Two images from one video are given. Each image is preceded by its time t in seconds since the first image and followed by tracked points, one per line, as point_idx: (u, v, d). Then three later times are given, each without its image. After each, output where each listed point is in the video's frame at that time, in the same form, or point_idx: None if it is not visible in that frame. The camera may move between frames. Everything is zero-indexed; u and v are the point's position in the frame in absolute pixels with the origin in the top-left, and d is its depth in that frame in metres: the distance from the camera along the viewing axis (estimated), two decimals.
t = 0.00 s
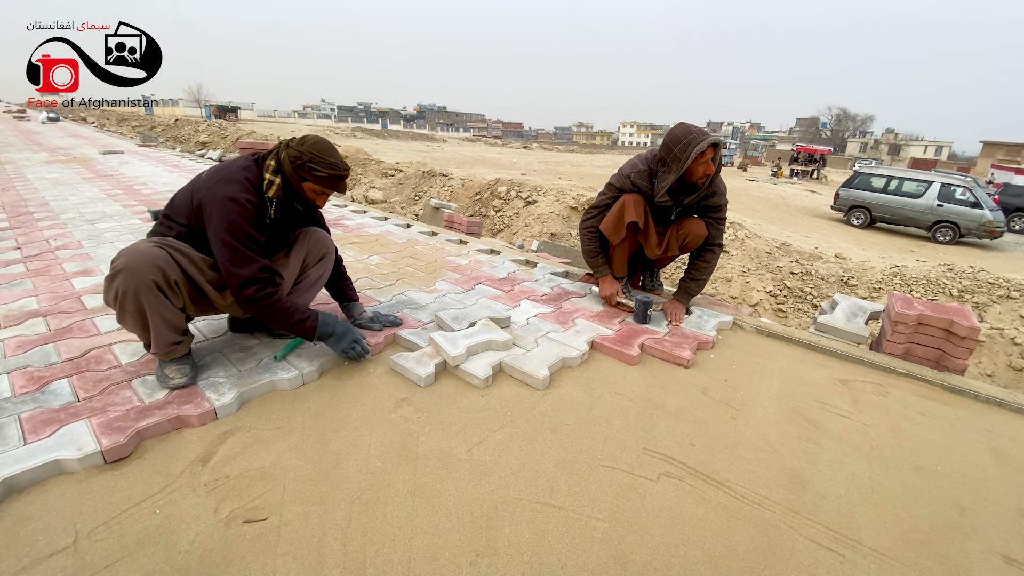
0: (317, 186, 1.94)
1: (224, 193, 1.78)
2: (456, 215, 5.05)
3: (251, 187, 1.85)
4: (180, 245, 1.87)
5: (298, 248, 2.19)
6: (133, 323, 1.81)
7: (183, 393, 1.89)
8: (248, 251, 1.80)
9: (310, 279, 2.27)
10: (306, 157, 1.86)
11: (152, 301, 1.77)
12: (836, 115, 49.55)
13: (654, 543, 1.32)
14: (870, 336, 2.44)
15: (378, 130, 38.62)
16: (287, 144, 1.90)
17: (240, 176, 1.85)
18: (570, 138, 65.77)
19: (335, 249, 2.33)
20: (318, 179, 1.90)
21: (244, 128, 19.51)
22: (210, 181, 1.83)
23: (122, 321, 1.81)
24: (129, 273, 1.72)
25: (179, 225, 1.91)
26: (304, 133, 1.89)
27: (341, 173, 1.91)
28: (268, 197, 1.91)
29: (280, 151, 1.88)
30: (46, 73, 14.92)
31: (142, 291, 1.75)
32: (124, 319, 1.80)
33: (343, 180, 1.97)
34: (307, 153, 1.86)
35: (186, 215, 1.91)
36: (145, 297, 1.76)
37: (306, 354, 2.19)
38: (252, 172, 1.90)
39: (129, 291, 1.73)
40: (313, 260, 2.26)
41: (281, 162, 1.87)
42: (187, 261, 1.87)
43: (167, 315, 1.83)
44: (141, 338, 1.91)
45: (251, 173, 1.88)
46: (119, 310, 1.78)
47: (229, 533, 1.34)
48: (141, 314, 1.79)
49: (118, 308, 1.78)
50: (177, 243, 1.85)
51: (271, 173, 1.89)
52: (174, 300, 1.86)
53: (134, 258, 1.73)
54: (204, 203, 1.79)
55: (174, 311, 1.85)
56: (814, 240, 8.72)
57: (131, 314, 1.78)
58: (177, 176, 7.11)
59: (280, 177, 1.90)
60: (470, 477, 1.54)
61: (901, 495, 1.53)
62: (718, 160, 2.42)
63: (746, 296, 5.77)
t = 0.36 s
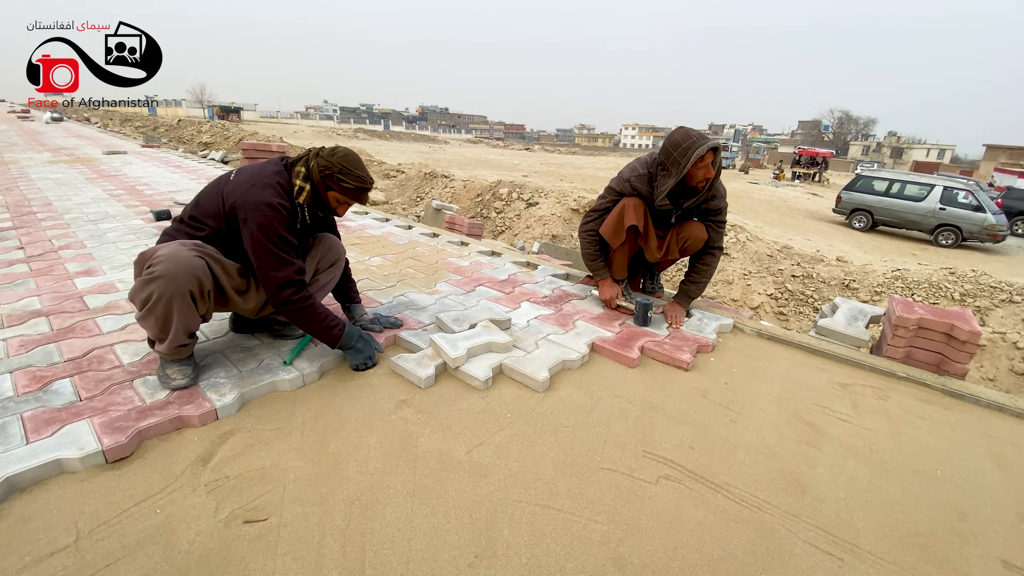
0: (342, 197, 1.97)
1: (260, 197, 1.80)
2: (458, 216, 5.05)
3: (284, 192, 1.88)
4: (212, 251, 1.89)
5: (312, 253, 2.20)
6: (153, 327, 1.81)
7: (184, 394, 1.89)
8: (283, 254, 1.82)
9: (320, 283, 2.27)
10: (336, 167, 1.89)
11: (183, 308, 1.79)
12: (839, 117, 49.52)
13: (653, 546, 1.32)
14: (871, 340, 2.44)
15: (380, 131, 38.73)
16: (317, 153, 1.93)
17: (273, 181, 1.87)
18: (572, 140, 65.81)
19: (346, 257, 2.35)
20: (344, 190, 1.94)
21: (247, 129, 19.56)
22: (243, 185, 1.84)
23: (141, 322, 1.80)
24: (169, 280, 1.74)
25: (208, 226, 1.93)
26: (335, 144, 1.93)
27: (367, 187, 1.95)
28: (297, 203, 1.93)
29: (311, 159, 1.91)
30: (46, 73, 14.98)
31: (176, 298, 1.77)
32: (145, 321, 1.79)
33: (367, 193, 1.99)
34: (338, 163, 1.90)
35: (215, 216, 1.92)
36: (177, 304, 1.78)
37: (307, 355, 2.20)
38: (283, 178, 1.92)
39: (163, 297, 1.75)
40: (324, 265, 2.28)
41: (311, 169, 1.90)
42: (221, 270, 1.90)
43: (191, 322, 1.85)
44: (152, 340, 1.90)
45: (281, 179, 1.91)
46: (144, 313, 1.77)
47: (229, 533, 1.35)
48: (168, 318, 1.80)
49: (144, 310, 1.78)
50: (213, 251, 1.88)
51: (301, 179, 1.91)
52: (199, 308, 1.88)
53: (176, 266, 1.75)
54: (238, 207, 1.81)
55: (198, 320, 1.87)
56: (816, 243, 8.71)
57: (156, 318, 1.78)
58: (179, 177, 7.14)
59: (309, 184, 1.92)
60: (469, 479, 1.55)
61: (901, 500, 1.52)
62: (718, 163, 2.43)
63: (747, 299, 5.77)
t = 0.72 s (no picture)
0: (344, 198, 1.96)
1: (261, 200, 1.80)
2: (461, 217, 5.05)
3: (285, 194, 1.88)
4: (213, 249, 1.89)
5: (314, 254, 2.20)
6: (154, 324, 1.81)
7: (188, 393, 1.90)
8: (284, 256, 1.82)
9: (321, 283, 2.27)
10: (338, 169, 1.89)
11: (182, 305, 1.80)
12: (842, 120, 49.43)
13: (657, 549, 1.32)
14: (875, 344, 2.43)
15: (382, 132, 38.80)
16: (319, 154, 1.93)
17: (275, 183, 1.87)
18: (574, 141, 65.85)
19: (349, 257, 2.35)
20: (346, 192, 1.93)
21: (250, 129, 19.60)
22: (245, 186, 1.85)
23: (143, 320, 1.81)
24: (167, 277, 1.74)
25: (210, 226, 1.93)
26: (337, 145, 1.92)
27: (369, 188, 1.94)
28: (299, 204, 1.93)
29: (313, 160, 1.90)
30: (45, 72, 15.05)
31: (175, 295, 1.77)
32: (146, 319, 1.80)
33: (369, 195, 1.99)
34: (340, 165, 1.89)
35: (217, 217, 1.93)
36: (177, 302, 1.78)
37: (311, 355, 2.20)
38: (284, 179, 1.92)
39: (163, 294, 1.75)
40: (325, 264, 2.27)
41: (313, 171, 1.90)
42: (221, 268, 1.90)
43: (192, 320, 1.85)
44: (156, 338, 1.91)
45: (284, 181, 1.91)
46: (145, 310, 1.78)
47: (233, 533, 1.35)
48: (168, 316, 1.81)
49: (144, 307, 1.78)
50: (213, 249, 1.88)
51: (303, 181, 1.91)
52: (200, 305, 1.88)
53: (175, 263, 1.75)
54: (240, 209, 1.81)
55: (198, 317, 1.88)
56: (819, 246, 8.69)
57: (156, 315, 1.79)
58: (184, 176, 7.16)
59: (311, 186, 1.92)
60: (473, 481, 1.54)
61: (906, 504, 1.52)
62: (722, 167, 2.42)
63: (749, 302, 5.76)
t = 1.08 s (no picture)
0: (332, 187, 1.95)
1: (239, 191, 1.81)
2: (468, 218, 5.06)
3: (266, 185, 1.88)
4: (199, 241, 1.88)
5: (313, 247, 2.21)
6: (152, 318, 1.83)
7: (198, 390, 1.91)
8: (252, 249, 1.82)
9: (323, 278, 2.29)
10: (321, 157, 1.88)
11: (172, 296, 1.79)
12: (850, 123, 49.16)
13: (665, 553, 1.31)
14: (885, 348, 2.41)
15: (388, 133, 38.98)
16: (304, 144, 1.93)
17: (257, 174, 1.88)
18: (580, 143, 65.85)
19: (348, 250, 2.34)
20: (332, 180, 1.92)
21: (258, 129, 19.74)
22: (228, 179, 1.86)
23: (142, 316, 1.83)
24: (152, 269, 1.73)
25: (197, 222, 1.94)
26: (321, 134, 1.92)
27: (355, 175, 1.92)
28: (283, 195, 1.93)
29: (297, 150, 1.90)
30: (46, 72, 15.20)
31: (163, 287, 1.77)
32: (144, 315, 1.82)
33: (357, 182, 1.97)
34: (323, 153, 1.88)
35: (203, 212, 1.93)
36: (166, 293, 1.78)
37: (319, 354, 2.21)
38: (268, 172, 1.92)
39: (151, 287, 1.75)
40: (326, 260, 2.28)
41: (296, 161, 1.90)
42: (208, 259, 1.88)
43: (186, 311, 1.85)
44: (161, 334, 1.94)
45: (267, 172, 1.91)
46: (139, 305, 1.80)
47: (243, 531, 1.35)
48: (161, 309, 1.81)
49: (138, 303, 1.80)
50: (199, 241, 1.87)
51: (287, 171, 1.91)
52: (192, 296, 1.88)
53: (157, 255, 1.74)
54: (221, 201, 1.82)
55: (193, 307, 1.87)
56: (826, 249, 8.64)
57: (150, 309, 1.80)
58: (193, 176, 7.22)
59: (294, 176, 1.92)
60: (481, 482, 1.54)
61: (918, 510, 1.50)
62: (729, 169, 2.40)
63: (756, 305, 5.73)
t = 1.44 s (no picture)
0: (341, 191, 1.99)
1: (249, 193, 1.87)
2: (478, 222, 5.11)
3: (277, 189, 1.93)
4: (203, 239, 1.94)
5: (323, 250, 2.25)
6: (164, 314, 1.89)
7: (217, 388, 1.96)
8: (262, 249, 1.86)
9: (336, 280, 2.34)
10: (331, 162, 1.92)
11: (178, 289, 1.84)
12: (865, 128, 48.62)
13: (673, 554, 1.33)
14: (897, 355, 2.40)
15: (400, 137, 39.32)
16: (315, 149, 1.98)
17: (268, 178, 1.93)
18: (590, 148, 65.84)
19: (360, 253, 2.38)
20: (342, 184, 1.96)
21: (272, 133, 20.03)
22: (240, 183, 1.93)
23: (155, 314, 1.90)
24: (155, 263, 1.79)
25: (211, 225, 2.00)
26: (331, 139, 1.97)
27: (364, 179, 1.96)
28: (293, 199, 1.97)
29: (308, 156, 1.96)
30: (45, 72, 15.54)
31: (168, 280, 1.82)
32: (156, 311, 1.88)
33: (366, 186, 2.01)
34: (332, 158, 1.93)
35: (219, 215, 2.00)
36: (172, 286, 1.83)
37: (333, 355, 2.26)
38: (279, 176, 1.98)
39: (157, 281, 1.81)
40: (337, 262, 2.32)
41: (307, 166, 1.95)
42: (212, 254, 1.94)
43: (194, 304, 1.90)
44: (177, 332, 1.99)
45: (278, 177, 1.97)
46: (150, 302, 1.86)
47: (260, 524, 1.40)
48: (170, 303, 1.87)
49: (149, 300, 1.86)
50: (202, 238, 1.93)
51: (298, 176, 1.96)
52: (200, 290, 1.93)
53: (159, 249, 1.80)
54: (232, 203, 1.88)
55: (200, 301, 1.92)
56: (840, 256, 8.55)
57: (160, 304, 1.86)
58: (210, 179, 7.38)
59: (305, 181, 1.96)
60: (491, 481, 1.57)
61: (928, 517, 1.50)
62: (737, 176, 2.42)
63: (768, 311, 5.70)
